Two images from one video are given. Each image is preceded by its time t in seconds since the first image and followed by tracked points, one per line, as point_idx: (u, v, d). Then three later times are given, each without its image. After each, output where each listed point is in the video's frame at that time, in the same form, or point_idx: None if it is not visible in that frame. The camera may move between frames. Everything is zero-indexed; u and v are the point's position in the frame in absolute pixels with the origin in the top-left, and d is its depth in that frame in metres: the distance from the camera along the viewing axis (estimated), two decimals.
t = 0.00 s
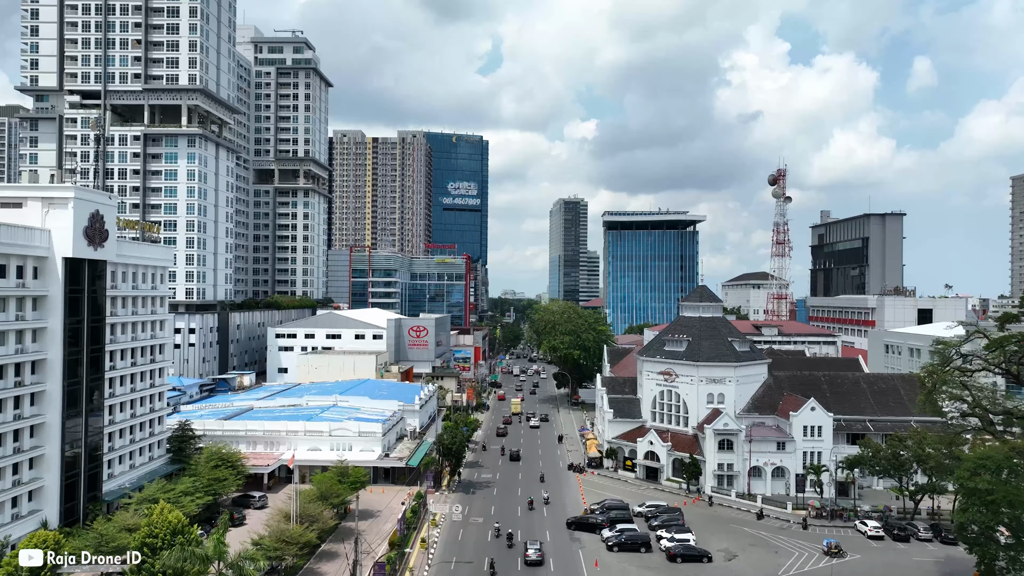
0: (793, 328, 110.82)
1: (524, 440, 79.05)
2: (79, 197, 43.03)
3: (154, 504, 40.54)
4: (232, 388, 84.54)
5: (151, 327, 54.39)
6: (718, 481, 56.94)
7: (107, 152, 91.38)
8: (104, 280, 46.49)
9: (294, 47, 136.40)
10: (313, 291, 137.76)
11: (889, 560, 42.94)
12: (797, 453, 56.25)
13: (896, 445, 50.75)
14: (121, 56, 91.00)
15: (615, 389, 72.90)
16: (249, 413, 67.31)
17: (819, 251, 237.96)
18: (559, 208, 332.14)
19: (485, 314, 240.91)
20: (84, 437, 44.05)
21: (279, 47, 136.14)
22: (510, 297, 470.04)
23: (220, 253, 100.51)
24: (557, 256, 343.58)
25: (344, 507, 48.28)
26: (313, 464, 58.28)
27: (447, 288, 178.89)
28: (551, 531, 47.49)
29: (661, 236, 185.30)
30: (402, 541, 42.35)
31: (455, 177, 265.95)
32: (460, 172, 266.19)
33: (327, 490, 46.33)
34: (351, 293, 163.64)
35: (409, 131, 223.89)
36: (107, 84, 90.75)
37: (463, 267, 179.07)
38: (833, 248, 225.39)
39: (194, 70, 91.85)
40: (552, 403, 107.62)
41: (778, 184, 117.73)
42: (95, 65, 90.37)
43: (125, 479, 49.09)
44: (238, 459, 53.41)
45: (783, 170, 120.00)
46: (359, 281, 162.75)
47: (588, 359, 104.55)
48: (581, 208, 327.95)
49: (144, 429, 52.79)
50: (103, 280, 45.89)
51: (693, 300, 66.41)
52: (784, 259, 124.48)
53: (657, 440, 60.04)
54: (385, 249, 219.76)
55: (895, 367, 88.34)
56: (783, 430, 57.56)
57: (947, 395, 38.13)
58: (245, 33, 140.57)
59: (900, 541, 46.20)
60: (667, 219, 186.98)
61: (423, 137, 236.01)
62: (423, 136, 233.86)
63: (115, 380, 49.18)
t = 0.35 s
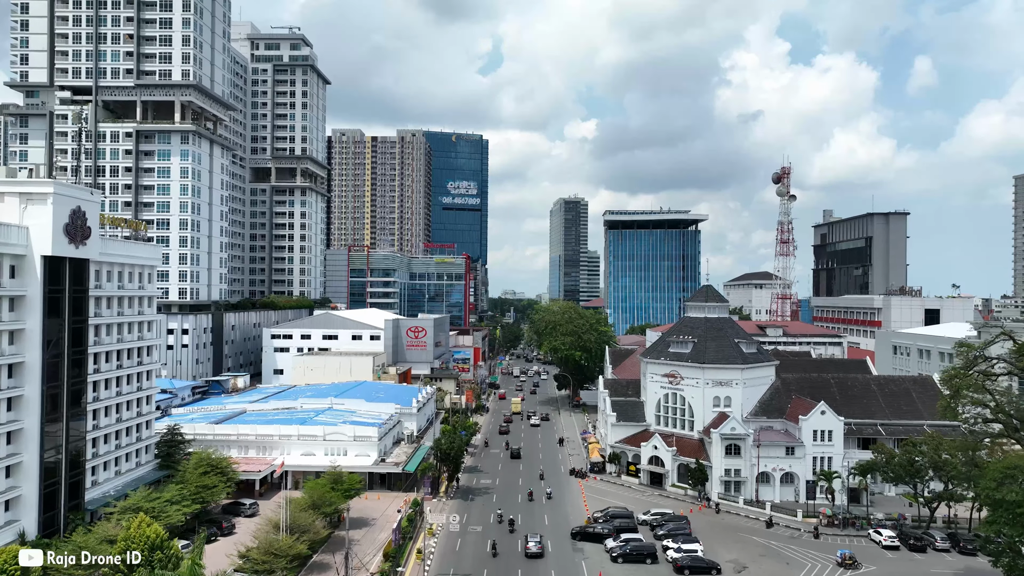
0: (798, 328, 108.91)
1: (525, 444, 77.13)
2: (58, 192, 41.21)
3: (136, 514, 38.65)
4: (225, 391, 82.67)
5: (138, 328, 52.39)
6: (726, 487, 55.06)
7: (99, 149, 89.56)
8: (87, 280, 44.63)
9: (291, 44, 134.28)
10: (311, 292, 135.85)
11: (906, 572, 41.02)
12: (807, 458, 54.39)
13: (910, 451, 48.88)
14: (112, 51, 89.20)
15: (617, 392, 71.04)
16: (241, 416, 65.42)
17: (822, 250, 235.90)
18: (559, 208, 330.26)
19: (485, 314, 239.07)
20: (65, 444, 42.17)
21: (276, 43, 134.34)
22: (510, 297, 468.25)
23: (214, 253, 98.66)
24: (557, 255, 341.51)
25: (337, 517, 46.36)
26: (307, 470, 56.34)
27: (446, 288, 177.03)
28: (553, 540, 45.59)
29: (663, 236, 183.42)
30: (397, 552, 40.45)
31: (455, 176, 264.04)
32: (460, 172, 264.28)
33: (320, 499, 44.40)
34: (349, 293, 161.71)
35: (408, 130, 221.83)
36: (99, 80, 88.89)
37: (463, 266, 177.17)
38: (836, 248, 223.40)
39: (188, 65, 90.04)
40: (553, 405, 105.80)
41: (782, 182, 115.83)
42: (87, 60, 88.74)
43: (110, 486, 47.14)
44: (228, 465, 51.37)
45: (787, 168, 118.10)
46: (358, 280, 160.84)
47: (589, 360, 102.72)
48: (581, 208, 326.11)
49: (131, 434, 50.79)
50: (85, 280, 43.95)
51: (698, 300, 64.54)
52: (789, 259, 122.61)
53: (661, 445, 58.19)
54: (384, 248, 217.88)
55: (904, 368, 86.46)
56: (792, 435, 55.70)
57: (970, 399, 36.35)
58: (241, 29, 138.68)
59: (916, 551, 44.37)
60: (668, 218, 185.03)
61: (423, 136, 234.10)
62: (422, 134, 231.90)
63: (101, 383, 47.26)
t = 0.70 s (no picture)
0: (804, 329, 107.05)
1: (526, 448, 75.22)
2: (38, 187, 39.53)
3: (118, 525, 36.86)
4: (219, 393, 80.80)
5: (125, 328, 50.44)
6: (733, 494, 53.26)
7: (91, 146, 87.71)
8: (69, 279, 42.88)
9: (289, 40, 132.82)
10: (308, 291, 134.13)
11: None
12: (817, 463, 52.58)
13: (926, 456, 47.06)
14: (104, 46, 87.42)
15: (620, 394, 69.23)
16: (234, 419, 63.59)
17: (824, 250, 234.11)
18: (560, 207, 328.42)
19: (485, 314, 237.15)
20: (45, 450, 40.34)
21: (273, 40, 132.75)
22: (510, 297, 466.21)
23: (209, 252, 96.90)
24: (558, 255, 339.50)
25: (331, 527, 44.48)
26: (300, 476, 54.46)
27: (446, 288, 175.17)
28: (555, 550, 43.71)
29: (664, 235, 181.60)
30: (392, 564, 38.61)
31: (454, 175, 262.23)
32: (460, 171, 262.32)
33: (312, 508, 42.60)
34: (348, 293, 159.73)
35: (407, 129, 219.92)
36: (90, 75, 87.11)
37: (463, 266, 175.32)
38: (838, 247, 221.59)
39: (181, 60, 88.26)
40: (554, 407, 104.01)
41: (787, 180, 114.00)
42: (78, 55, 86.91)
43: (94, 494, 45.30)
44: (218, 471, 49.50)
45: (792, 166, 116.29)
46: (356, 280, 159.04)
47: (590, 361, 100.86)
48: (582, 208, 324.37)
49: (117, 438, 48.81)
50: (66, 279, 42.16)
51: (704, 300, 62.74)
52: (793, 258, 120.83)
53: (666, 450, 56.39)
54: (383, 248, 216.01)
55: (913, 369, 84.67)
56: (802, 439, 53.91)
57: (993, 404, 34.65)
58: (238, 26, 136.85)
59: (934, 562, 42.44)
60: (670, 217, 183.21)
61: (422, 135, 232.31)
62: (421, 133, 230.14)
63: (86, 386, 45.39)
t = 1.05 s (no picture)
0: (809, 329, 105.21)
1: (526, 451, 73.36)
2: (12, 181, 37.71)
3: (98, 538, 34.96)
4: (212, 395, 78.90)
5: (110, 330, 48.40)
6: (741, 501, 51.41)
7: (81, 143, 85.77)
8: (49, 278, 40.98)
9: (285, 36, 130.67)
10: (305, 291, 132.30)
11: None
12: (828, 469, 50.76)
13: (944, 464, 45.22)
14: (95, 41, 85.46)
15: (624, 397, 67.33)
16: (226, 423, 61.65)
17: (827, 249, 232.40)
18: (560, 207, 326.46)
19: (485, 314, 235.17)
20: (23, 458, 38.42)
21: (270, 36, 130.71)
22: (510, 297, 463.81)
23: (203, 250, 94.98)
24: (558, 255, 337.48)
25: (323, 538, 42.55)
26: (292, 482, 52.57)
27: (445, 288, 173.32)
28: (557, 562, 41.79)
29: (666, 234, 179.76)
30: None
31: (454, 175, 260.33)
32: (459, 170, 260.46)
33: (304, 518, 40.70)
34: (346, 293, 157.47)
35: (407, 127, 217.96)
36: (81, 70, 85.32)
37: (462, 265, 173.49)
38: (841, 247, 219.83)
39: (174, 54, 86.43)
40: (555, 408, 102.18)
41: (791, 178, 112.19)
42: (68, 50, 84.97)
43: (77, 502, 43.39)
44: (207, 479, 47.58)
45: (797, 164, 114.48)
46: (354, 280, 157.16)
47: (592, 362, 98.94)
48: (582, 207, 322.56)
49: (102, 444, 46.86)
50: (45, 278, 40.25)
51: (710, 300, 60.85)
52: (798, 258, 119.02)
53: (671, 455, 54.53)
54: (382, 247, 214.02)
55: (923, 371, 82.69)
56: (812, 444, 52.07)
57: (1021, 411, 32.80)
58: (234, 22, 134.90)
59: (954, 575, 40.59)
60: (672, 216, 181.35)
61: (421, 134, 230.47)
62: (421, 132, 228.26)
63: (68, 390, 43.41)
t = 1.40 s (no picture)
0: (815, 330, 103.33)
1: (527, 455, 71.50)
2: None
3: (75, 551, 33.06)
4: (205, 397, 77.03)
5: (94, 331, 46.44)
6: (750, 508, 49.56)
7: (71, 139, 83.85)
8: (26, 277, 39.11)
9: (282, 33, 128.20)
10: (302, 291, 130.37)
11: None
12: (840, 475, 48.93)
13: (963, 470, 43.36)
14: (86, 35, 83.51)
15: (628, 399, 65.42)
16: (217, 427, 59.71)
17: (829, 249, 230.55)
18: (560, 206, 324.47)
19: (485, 315, 233.12)
20: None
21: (267, 32, 128.36)
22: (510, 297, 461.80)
23: (197, 249, 93.12)
24: (558, 254, 335.47)
25: (314, 549, 40.54)
26: (285, 489, 50.69)
27: (445, 288, 171.43)
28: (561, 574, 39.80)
29: (668, 233, 177.87)
30: None
31: (454, 174, 258.49)
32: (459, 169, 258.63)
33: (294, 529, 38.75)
34: (344, 293, 155.30)
35: (406, 126, 216.11)
36: (71, 65, 83.32)
37: (462, 265, 171.58)
38: (844, 247, 217.95)
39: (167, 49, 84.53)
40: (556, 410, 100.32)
41: (796, 176, 110.31)
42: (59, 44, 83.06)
43: (58, 511, 41.53)
44: (194, 487, 45.63)
45: (802, 162, 112.61)
46: (353, 280, 155.23)
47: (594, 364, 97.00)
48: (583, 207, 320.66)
49: (86, 450, 44.99)
50: (21, 277, 38.39)
51: (717, 300, 58.93)
52: (802, 257, 117.18)
53: (678, 460, 52.68)
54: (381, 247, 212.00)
55: (933, 373, 80.91)
56: (824, 449, 50.21)
57: None
58: (230, 18, 132.96)
59: None
60: (673, 215, 179.50)
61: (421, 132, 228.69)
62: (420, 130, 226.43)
63: (48, 395, 41.46)
